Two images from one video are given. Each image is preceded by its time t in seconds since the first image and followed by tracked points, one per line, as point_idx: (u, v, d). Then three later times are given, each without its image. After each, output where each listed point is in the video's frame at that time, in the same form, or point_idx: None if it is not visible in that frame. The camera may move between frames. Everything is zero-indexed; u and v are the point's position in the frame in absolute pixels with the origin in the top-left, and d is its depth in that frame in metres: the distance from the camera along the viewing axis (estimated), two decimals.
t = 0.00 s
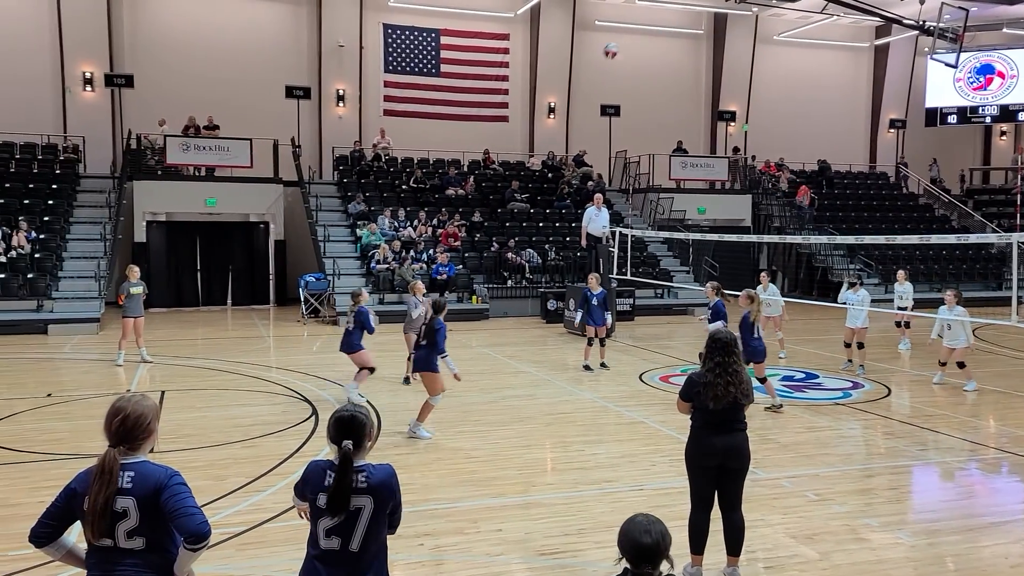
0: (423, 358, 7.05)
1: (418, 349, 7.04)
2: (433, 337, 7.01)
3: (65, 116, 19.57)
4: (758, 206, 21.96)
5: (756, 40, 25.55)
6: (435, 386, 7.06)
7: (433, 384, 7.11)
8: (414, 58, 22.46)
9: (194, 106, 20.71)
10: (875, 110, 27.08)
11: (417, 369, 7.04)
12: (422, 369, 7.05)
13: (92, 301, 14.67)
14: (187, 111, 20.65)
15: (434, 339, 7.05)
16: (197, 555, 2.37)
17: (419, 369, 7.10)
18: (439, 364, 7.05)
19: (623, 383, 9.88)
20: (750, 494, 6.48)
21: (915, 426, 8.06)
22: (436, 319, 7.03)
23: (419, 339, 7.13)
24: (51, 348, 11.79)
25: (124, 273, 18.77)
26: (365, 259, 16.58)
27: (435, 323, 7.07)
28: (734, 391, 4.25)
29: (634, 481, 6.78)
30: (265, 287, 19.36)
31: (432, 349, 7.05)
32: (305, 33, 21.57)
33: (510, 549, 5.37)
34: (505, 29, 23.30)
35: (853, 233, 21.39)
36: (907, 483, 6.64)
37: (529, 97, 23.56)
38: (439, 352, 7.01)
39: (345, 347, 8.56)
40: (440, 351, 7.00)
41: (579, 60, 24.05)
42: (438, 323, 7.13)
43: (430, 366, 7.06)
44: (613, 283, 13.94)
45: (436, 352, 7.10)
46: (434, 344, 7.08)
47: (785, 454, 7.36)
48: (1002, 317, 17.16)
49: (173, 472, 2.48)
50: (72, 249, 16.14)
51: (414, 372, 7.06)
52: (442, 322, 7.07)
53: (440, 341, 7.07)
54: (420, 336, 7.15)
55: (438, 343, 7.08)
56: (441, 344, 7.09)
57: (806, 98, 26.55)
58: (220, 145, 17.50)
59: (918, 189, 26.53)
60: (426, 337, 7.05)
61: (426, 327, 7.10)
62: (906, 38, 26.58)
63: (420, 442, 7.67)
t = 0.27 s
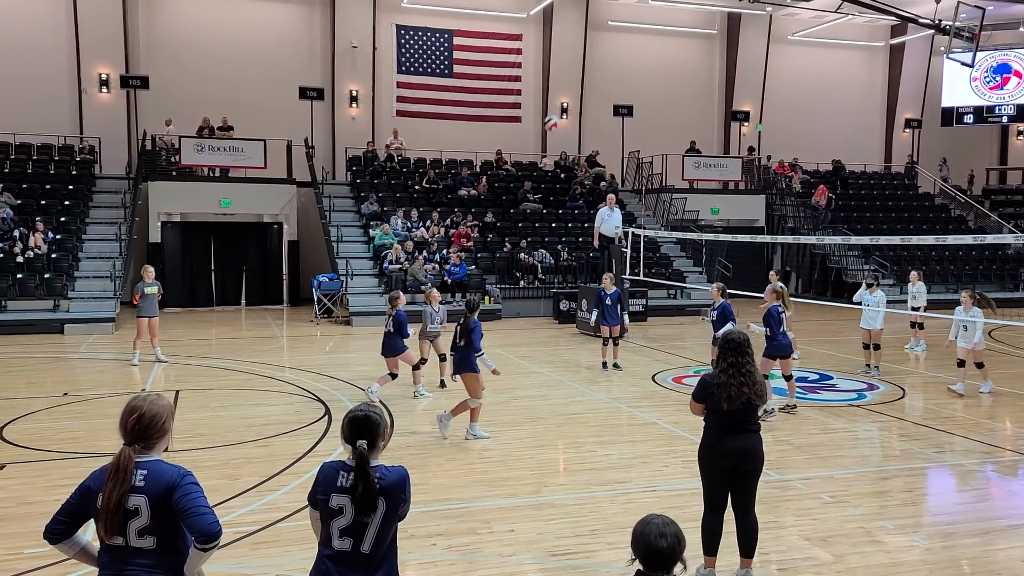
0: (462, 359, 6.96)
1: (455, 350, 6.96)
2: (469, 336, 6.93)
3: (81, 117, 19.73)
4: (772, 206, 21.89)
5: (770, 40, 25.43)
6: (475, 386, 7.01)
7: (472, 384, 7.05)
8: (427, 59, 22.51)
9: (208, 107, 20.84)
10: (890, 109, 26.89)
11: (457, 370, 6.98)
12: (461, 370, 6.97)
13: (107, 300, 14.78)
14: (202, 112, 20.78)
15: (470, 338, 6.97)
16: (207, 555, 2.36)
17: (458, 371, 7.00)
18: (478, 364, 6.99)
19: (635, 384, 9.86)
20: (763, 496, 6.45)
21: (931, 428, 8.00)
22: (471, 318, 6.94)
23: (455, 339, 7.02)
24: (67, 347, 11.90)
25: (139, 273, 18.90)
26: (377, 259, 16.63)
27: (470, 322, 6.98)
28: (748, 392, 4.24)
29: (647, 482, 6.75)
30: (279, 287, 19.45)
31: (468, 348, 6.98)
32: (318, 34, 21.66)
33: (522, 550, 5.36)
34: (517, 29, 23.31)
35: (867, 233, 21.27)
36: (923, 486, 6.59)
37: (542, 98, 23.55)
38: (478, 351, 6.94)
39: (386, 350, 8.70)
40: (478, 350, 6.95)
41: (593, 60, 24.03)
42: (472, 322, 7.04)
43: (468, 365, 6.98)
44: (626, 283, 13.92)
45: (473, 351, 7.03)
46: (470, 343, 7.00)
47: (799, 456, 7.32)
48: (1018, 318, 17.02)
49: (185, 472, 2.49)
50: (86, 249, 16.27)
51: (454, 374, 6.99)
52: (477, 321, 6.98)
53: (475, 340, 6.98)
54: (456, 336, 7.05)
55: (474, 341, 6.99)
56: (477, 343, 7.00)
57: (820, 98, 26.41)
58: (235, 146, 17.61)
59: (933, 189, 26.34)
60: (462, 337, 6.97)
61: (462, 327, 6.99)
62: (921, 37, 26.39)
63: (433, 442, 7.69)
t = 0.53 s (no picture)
0: (488, 358, 6.94)
1: (481, 352, 6.95)
2: (492, 339, 6.85)
3: (88, 118, 19.80)
4: (778, 206, 21.85)
5: (777, 40, 25.37)
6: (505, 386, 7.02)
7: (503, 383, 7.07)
8: (433, 59, 22.51)
9: (215, 108, 20.90)
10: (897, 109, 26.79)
11: (484, 370, 7.00)
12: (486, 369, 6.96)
13: (113, 300, 14.83)
14: (208, 112, 20.84)
15: (495, 338, 6.90)
16: (205, 558, 2.34)
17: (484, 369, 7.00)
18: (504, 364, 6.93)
19: (641, 384, 9.86)
20: (769, 496, 6.44)
21: (938, 429, 7.97)
22: (493, 321, 6.84)
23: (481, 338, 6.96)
24: (74, 347, 11.95)
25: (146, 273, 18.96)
26: (383, 259, 16.65)
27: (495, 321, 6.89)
28: (753, 392, 4.23)
29: (652, 482, 6.74)
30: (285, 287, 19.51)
31: (494, 350, 6.92)
32: (324, 35, 21.69)
33: (528, 549, 5.37)
34: (523, 29, 23.30)
35: (874, 233, 21.20)
36: (931, 487, 6.56)
37: (548, 97, 23.54)
38: (502, 352, 6.88)
39: (402, 342, 8.82)
40: (503, 350, 6.89)
41: (599, 60, 24.02)
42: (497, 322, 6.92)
43: (495, 366, 6.96)
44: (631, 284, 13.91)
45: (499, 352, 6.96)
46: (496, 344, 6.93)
47: (806, 457, 7.31)
48: None
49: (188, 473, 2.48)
50: (93, 249, 16.33)
51: (482, 374, 7.03)
52: (500, 324, 6.86)
53: (500, 341, 6.90)
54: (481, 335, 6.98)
55: (500, 342, 6.91)
56: (503, 344, 6.92)
57: (826, 98, 26.35)
58: (241, 146, 17.65)
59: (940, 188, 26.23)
60: (486, 339, 6.91)
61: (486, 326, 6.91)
62: (929, 36, 26.30)
63: (438, 442, 7.69)
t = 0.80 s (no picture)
0: (511, 362, 6.90)
1: (504, 354, 6.89)
2: (517, 342, 6.81)
3: (91, 119, 19.84)
4: (781, 207, 21.84)
5: (780, 40, 25.35)
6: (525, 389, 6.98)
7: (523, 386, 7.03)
8: (436, 60, 22.52)
9: (218, 108, 20.93)
10: (900, 109, 26.75)
11: (505, 372, 6.95)
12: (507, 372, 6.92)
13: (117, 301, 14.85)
14: (211, 113, 20.86)
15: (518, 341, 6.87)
16: (195, 563, 2.33)
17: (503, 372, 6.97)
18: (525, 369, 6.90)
19: (644, 384, 9.85)
20: (772, 497, 6.43)
21: (942, 430, 7.96)
22: (519, 323, 6.78)
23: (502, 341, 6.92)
24: (78, 347, 11.98)
25: (149, 273, 18.99)
26: (386, 260, 16.65)
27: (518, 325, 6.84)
28: (756, 393, 4.23)
29: (655, 483, 6.74)
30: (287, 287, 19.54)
31: (517, 352, 6.88)
32: (327, 36, 21.70)
33: (530, 550, 5.36)
34: (526, 30, 23.31)
35: (877, 233, 21.18)
36: (934, 488, 6.55)
37: (550, 98, 23.53)
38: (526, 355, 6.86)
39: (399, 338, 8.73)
40: (527, 353, 6.88)
41: (601, 60, 24.02)
42: (522, 324, 6.88)
43: (517, 370, 6.92)
44: (634, 284, 13.90)
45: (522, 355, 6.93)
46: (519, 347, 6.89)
47: (809, 457, 7.29)
48: None
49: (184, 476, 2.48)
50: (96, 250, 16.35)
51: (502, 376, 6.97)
52: (526, 326, 6.82)
53: (524, 344, 6.86)
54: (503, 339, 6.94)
55: (523, 345, 6.88)
56: (527, 347, 6.88)
57: (829, 98, 26.33)
58: (244, 147, 17.67)
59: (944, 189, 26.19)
60: (511, 342, 6.86)
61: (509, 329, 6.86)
62: (932, 37, 26.26)
63: (441, 443, 7.69)
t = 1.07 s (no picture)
0: (523, 363, 6.89)
1: (517, 355, 6.88)
2: (532, 342, 6.83)
3: (92, 119, 19.84)
4: (782, 208, 21.85)
5: (780, 41, 25.35)
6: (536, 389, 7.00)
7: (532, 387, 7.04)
8: (436, 61, 22.52)
9: (218, 109, 20.93)
10: (901, 110, 26.75)
11: (516, 373, 6.93)
12: (520, 373, 6.91)
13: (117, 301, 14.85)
14: (211, 113, 20.85)
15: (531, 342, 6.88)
16: (187, 567, 2.33)
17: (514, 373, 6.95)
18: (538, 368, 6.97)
19: (645, 385, 9.85)
20: (773, 498, 6.43)
21: (943, 431, 7.96)
22: (534, 324, 6.80)
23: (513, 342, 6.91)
24: (79, 347, 11.98)
25: (150, 274, 18.99)
26: (386, 261, 16.64)
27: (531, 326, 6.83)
28: (756, 394, 4.23)
29: (655, 484, 6.74)
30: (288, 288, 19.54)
31: (530, 352, 6.90)
32: (328, 37, 21.70)
33: (530, 551, 5.36)
34: (526, 30, 23.30)
35: (877, 234, 21.18)
36: (935, 489, 6.55)
37: (551, 98, 23.52)
38: (540, 355, 6.92)
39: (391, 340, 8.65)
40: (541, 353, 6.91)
41: (602, 61, 24.02)
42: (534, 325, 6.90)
43: (529, 370, 6.93)
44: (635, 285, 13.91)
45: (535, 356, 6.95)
46: (531, 347, 6.91)
47: (809, 458, 7.30)
48: None
49: (179, 478, 2.48)
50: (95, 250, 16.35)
51: (512, 377, 6.95)
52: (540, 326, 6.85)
53: (537, 345, 6.89)
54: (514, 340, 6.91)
55: (536, 346, 6.90)
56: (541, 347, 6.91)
57: (830, 99, 26.34)
58: (245, 148, 17.67)
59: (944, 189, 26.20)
60: (524, 342, 6.86)
61: (521, 330, 6.85)
62: (933, 38, 26.28)
63: (441, 444, 7.68)
